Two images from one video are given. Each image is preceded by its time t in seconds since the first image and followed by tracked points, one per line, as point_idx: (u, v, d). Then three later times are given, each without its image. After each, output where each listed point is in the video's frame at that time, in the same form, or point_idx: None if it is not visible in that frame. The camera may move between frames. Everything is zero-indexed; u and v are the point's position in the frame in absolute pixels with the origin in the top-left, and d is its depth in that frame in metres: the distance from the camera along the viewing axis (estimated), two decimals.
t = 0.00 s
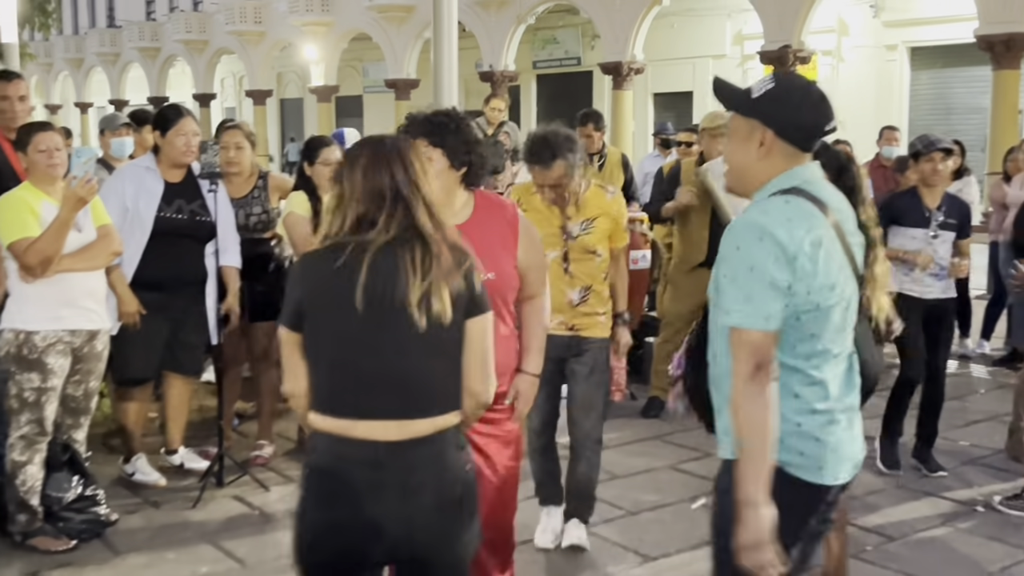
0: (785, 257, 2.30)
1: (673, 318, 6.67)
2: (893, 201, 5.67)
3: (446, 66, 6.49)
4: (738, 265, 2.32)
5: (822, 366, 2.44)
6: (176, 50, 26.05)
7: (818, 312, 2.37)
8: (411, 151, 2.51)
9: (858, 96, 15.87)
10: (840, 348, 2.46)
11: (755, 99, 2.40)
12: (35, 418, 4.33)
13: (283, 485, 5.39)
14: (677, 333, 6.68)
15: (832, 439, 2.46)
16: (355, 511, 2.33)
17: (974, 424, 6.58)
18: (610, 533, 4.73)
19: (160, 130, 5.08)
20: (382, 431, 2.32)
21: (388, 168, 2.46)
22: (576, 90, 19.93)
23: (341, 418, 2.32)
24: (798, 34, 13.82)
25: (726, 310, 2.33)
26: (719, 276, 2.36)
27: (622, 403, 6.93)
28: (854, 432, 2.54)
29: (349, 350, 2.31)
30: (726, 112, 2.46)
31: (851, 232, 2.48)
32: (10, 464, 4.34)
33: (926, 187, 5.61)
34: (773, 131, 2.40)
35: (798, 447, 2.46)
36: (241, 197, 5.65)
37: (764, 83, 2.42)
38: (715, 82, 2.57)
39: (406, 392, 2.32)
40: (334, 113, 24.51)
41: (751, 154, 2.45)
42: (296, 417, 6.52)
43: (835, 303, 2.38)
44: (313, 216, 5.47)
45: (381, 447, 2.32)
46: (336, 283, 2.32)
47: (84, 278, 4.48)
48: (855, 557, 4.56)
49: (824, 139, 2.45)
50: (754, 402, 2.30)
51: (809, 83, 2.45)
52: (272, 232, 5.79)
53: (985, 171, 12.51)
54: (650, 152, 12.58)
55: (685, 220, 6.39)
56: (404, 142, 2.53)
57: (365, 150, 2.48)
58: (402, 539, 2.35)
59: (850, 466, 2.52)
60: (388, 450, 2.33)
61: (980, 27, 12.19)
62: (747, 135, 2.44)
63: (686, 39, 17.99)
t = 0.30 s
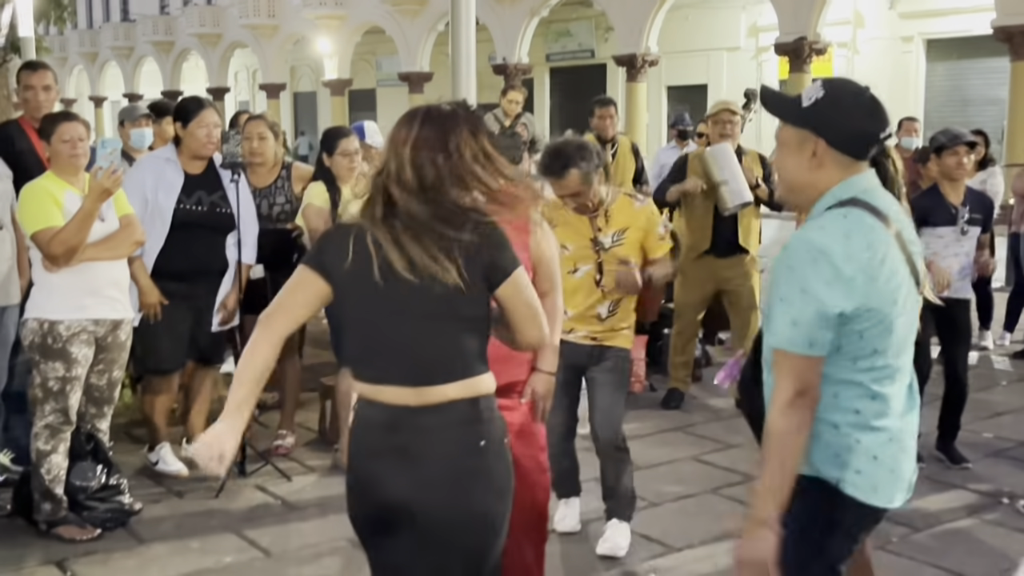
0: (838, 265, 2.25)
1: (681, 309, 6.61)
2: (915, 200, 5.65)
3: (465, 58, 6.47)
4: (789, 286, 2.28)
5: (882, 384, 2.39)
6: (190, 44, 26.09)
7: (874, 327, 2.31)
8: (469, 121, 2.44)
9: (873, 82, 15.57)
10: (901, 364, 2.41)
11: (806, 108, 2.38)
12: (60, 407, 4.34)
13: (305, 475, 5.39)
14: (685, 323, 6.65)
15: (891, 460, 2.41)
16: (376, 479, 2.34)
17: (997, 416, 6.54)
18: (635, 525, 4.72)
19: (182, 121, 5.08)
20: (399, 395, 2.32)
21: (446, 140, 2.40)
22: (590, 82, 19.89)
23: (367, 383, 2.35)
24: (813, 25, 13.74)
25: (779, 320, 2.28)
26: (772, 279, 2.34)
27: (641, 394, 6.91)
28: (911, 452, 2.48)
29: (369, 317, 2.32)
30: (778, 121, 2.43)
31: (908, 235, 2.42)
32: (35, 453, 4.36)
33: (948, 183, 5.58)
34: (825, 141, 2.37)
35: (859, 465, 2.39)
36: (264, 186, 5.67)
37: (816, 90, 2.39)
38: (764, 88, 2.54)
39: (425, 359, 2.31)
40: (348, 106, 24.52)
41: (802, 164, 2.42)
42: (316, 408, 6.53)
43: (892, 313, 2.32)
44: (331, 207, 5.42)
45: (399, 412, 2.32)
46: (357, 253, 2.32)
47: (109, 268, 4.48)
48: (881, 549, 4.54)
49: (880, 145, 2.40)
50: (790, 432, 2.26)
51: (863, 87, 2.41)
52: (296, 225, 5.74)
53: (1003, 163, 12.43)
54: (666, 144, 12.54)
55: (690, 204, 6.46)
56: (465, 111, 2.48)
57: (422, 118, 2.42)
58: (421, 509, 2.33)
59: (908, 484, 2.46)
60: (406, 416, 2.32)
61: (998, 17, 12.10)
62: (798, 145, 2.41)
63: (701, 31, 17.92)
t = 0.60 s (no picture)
0: (861, 255, 2.19)
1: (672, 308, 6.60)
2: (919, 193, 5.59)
3: (469, 55, 6.45)
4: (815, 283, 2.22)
5: (905, 366, 2.31)
6: (196, 42, 26.09)
7: (898, 312, 2.26)
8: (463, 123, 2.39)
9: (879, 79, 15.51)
10: (921, 347, 2.34)
11: (824, 87, 2.32)
12: (61, 406, 4.32)
13: (308, 474, 5.38)
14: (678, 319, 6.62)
15: (919, 442, 2.31)
16: (394, 482, 2.31)
17: (1004, 415, 6.50)
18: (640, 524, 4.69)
19: (184, 120, 5.06)
20: (425, 398, 2.30)
21: (440, 145, 2.34)
22: (596, 79, 19.84)
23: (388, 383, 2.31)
24: (820, 22, 13.69)
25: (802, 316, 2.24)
26: (792, 276, 2.30)
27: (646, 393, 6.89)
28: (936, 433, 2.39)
29: (393, 321, 2.29)
30: (795, 101, 2.38)
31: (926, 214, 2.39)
32: (37, 452, 4.35)
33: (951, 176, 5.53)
34: (843, 122, 2.30)
35: (886, 446, 2.27)
36: (267, 183, 5.67)
37: (835, 70, 2.33)
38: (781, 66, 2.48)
39: (452, 362, 2.30)
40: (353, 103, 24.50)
41: (819, 146, 2.35)
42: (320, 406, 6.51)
43: (915, 299, 2.28)
44: (336, 208, 5.39)
45: (427, 416, 2.30)
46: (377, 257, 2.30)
47: (111, 266, 4.46)
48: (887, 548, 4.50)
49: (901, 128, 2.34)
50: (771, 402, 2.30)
51: (886, 69, 2.34)
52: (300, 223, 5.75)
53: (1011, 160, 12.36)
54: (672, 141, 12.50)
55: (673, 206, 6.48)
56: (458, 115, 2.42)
57: (414, 123, 2.36)
58: (437, 512, 2.32)
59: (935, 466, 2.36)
60: (429, 419, 2.30)
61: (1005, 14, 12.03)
62: (815, 125, 2.35)
63: (707, 28, 17.87)
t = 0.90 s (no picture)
0: (876, 261, 2.16)
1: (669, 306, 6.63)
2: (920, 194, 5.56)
3: (473, 55, 6.44)
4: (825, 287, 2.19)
5: (923, 377, 2.29)
6: (202, 40, 26.11)
7: (913, 317, 2.23)
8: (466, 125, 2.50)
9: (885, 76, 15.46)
10: (938, 357, 2.31)
11: (838, 93, 2.32)
12: (65, 407, 4.33)
13: (312, 474, 5.39)
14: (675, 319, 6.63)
15: (934, 455, 2.29)
16: (464, 492, 2.30)
17: (1009, 414, 6.48)
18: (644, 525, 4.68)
19: (188, 121, 5.06)
20: (481, 404, 2.32)
21: (456, 146, 2.44)
22: (601, 77, 19.84)
23: (437, 400, 2.31)
24: (825, 19, 13.66)
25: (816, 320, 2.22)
26: (806, 283, 2.26)
27: (650, 392, 6.88)
28: (954, 445, 2.36)
29: (447, 335, 2.30)
30: (811, 107, 2.37)
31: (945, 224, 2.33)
32: (41, 454, 4.36)
33: (951, 176, 5.51)
34: (856, 126, 2.30)
35: (901, 463, 2.26)
36: (272, 183, 5.66)
37: (849, 75, 2.33)
38: (798, 72, 2.48)
39: (505, 361, 2.35)
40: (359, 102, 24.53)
41: (833, 151, 2.35)
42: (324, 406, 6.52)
43: (931, 306, 2.24)
44: (342, 207, 5.42)
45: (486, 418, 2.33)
46: (424, 273, 2.29)
47: (113, 268, 4.47)
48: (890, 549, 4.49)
49: (916, 131, 2.32)
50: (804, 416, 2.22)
51: (901, 72, 2.33)
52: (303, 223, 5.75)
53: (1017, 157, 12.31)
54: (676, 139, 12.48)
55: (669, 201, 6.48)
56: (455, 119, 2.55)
57: (425, 128, 2.45)
58: (512, 512, 2.35)
59: (950, 482, 2.34)
60: (490, 422, 2.33)
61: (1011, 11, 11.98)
62: (829, 130, 2.35)
63: (712, 25, 17.84)
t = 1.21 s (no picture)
0: (905, 252, 2.15)
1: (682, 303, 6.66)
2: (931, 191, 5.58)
3: (482, 53, 6.45)
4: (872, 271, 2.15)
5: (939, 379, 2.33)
6: (212, 39, 26.18)
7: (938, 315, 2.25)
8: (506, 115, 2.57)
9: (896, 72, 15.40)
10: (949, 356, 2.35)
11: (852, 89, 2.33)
12: (79, 406, 4.36)
13: (323, 472, 5.41)
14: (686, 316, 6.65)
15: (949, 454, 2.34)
16: (542, 474, 2.41)
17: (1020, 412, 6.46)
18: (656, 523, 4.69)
19: (201, 122, 5.09)
20: (532, 389, 2.43)
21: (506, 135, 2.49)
22: (610, 75, 19.83)
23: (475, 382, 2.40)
24: (835, 16, 13.62)
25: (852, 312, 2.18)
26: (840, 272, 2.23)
27: (660, 390, 6.89)
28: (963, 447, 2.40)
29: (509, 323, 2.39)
30: (825, 103, 2.40)
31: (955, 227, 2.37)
32: (55, 453, 4.39)
33: (962, 171, 5.52)
34: (869, 121, 2.31)
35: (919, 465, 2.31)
36: (283, 184, 5.69)
37: (865, 74, 2.35)
38: (817, 72, 2.50)
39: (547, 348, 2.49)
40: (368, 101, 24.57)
41: (845, 147, 2.37)
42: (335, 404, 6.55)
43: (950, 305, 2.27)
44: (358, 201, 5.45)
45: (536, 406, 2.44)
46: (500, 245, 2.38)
47: (127, 268, 4.50)
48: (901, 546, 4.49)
49: (932, 131, 2.32)
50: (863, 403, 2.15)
51: (917, 72, 2.34)
52: (314, 223, 5.79)
53: None
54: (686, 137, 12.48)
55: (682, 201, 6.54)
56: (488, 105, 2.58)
57: (476, 115, 2.47)
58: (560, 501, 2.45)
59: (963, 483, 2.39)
60: (541, 409, 2.45)
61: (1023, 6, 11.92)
62: (843, 126, 2.36)
63: (722, 22, 17.81)
